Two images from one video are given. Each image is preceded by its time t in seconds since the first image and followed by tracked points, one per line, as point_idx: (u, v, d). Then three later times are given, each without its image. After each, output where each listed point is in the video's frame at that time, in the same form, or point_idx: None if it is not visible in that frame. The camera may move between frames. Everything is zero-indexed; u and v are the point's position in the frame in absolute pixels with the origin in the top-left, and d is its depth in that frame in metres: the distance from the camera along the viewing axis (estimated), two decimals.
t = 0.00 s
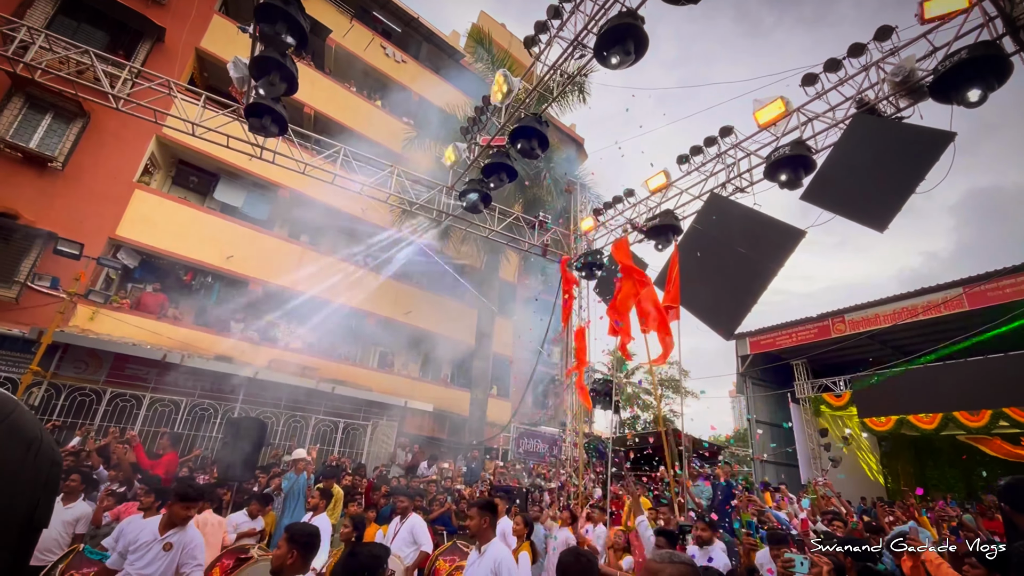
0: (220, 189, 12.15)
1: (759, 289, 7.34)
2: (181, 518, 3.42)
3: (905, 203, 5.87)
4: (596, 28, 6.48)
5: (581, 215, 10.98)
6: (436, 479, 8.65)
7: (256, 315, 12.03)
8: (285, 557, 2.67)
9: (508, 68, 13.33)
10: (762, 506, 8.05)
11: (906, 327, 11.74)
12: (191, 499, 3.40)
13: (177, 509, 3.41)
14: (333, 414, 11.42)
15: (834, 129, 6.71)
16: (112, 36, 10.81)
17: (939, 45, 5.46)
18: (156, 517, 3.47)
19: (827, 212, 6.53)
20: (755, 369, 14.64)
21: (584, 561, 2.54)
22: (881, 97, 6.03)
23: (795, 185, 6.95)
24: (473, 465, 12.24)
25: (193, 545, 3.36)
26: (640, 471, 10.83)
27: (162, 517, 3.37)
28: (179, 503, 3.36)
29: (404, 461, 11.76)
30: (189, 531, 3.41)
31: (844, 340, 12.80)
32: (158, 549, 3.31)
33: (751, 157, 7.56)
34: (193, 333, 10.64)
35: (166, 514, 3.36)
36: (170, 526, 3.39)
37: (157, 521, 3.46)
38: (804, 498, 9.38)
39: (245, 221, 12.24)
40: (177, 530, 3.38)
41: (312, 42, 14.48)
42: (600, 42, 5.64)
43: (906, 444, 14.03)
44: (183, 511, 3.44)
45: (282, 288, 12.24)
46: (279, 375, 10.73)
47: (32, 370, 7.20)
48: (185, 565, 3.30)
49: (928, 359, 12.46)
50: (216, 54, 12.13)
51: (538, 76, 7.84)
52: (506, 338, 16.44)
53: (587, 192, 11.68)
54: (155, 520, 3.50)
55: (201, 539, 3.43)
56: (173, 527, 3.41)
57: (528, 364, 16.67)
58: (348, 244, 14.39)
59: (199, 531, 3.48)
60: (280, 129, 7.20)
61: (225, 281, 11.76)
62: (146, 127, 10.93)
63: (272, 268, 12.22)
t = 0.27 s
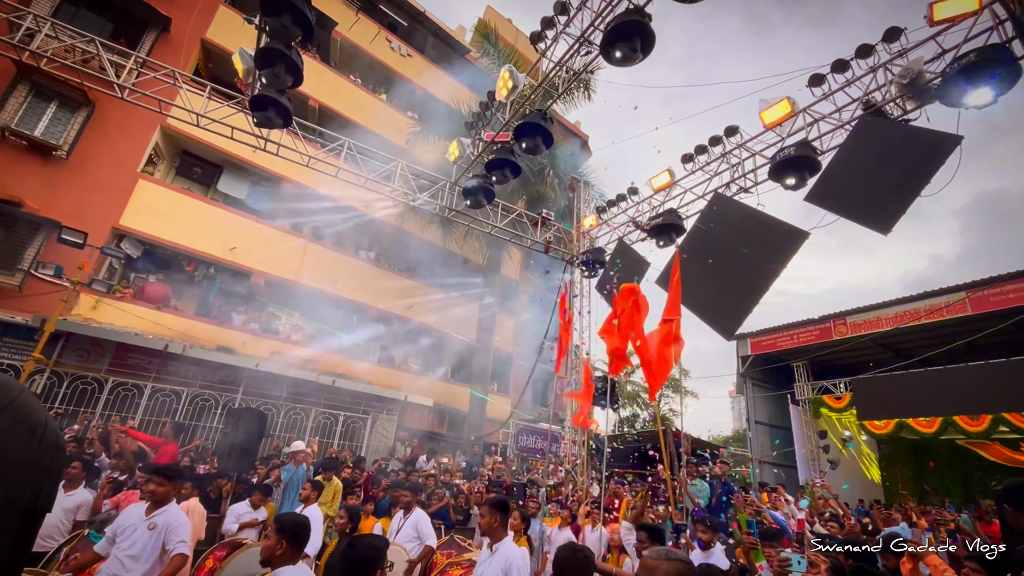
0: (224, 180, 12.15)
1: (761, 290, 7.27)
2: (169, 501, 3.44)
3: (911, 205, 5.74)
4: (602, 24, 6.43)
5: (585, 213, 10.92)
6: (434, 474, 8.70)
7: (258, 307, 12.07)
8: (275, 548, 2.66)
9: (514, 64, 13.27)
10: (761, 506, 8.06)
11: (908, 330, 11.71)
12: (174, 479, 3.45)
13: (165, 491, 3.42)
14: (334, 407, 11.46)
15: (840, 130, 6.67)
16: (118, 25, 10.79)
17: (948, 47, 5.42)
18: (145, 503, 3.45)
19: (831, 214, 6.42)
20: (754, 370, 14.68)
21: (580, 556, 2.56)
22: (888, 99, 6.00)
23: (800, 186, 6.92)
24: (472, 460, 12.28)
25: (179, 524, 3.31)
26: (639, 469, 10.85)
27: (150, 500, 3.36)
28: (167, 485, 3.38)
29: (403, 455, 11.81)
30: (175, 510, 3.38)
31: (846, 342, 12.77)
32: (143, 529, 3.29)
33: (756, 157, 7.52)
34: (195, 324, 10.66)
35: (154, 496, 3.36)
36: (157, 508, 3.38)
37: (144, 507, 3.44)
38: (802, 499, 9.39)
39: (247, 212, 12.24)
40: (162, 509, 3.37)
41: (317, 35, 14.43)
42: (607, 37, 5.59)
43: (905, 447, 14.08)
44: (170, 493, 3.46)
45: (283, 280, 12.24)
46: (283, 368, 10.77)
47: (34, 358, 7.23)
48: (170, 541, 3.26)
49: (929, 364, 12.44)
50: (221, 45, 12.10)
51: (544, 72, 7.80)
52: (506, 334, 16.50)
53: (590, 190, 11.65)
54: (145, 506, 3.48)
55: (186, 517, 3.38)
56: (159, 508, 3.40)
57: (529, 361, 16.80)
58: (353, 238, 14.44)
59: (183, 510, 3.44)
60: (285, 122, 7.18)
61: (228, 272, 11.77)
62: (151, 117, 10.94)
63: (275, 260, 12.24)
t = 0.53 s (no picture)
0: (227, 172, 12.16)
1: (762, 290, 7.23)
2: (166, 488, 3.47)
3: (915, 207, 5.70)
4: (608, 21, 6.40)
5: (587, 211, 10.88)
6: (433, 468, 8.73)
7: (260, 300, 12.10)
8: (268, 539, 2.66)
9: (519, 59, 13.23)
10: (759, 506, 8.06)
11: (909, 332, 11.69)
12: (167, 465, 3.51)
13: (162, 479, 3.45)
14: (334, 400, 11.49)
15: (845, 130, 6.65)
16: (122, 15, 10.78)
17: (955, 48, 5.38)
18: (142, 492, 3.48)
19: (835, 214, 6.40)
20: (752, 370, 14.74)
21: (578, 551, 2.56)
22: (894, 100, 5.97)
23: (804, 187, 6.89)
24: (471, 455, 12.31)
25: (173, 509, 3.30)
26: (638, 467, 10.88)
27: (146, 486, 3.40)
28: (163, 471, 3.43)
29: (402, 449, 11.84)
30: (169, 495, 3.38)
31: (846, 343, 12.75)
32: (139, 515, 3.32)
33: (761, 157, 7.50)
34: (197, 315, 10.70)
35: (150, 483, 3.40)
36: (154, 494, 3.41)
37: (143, 496, 3.46)
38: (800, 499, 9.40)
39: (250, 205, 12.24)
40: (157, 495, 3.39)
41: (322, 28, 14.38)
42: (611, 34, 5.57)
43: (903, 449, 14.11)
44: (166, 479, 3.50)
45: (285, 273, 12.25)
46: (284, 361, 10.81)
47: (37, 347, 7.27)
48: (165, 524, 3.25)
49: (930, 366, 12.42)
50: (225, 36, 12.07)
51: (548, 68, 7.78)
52: (507, 330, 16.52)
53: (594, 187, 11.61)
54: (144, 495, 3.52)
55: (180, 502, 3.37)
56: (155, 493, 3.42)
57: (529, 357, 16.83)
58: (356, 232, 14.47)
59: (179, 495, 3.43)
60: (288, 115, 7.17)
61: (230, 264, 11.78)
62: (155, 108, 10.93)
63: (277, 252, 12.24)
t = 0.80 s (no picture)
0: (229, 165, 12.16)
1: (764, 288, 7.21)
2: (178, 482, 3.49)
3: (917, 207, 5.66)
4: (613, 16, 6.36)
5: (589, 207, 10.85)
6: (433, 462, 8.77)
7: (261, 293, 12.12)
8: (268, 529, 2.67)
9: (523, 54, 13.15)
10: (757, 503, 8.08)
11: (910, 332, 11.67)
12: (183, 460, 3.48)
13: (173, 473, 3.45)
14: (334, 394, 11.51)
15: (849, 129, 6.61)
16: (125, 6, 10.74)
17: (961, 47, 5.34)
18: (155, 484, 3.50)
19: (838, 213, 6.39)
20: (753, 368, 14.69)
21: (576, 546, 2.58)
22: (899, 99, 5.93)
23: (807, 186, 6.86)
24: (470, 450, 12.35)
25: (187, 503, 3.30)
26: (637, 464, 10.91)
27: (159, 480, 3.43)
28: (175, 465, 3.45)
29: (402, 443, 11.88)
30: (182, 490, 3.37)
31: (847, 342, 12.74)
32: (153, 508, 3.35)
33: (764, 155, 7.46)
34: (198, 307, 10.71)
35: (162, 476, 3.41)
36: (167, 488, 3.42)
37: (157, 488, 3.49)
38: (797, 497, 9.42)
39: (251, 197, 12.22)
40: (172, 489, 3.39)
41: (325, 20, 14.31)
42: (616, 29, 5.53)
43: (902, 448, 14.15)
44: (180, 474, 3.51)
45: (286, 266, 12.25)
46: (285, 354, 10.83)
47: (39, 337, 7.30)
48: (181, 518, 3.26)
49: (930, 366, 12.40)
50: (228, 28, 12.01)
51: (552, 63, 7.73)
52: (507, 326, 16.54)
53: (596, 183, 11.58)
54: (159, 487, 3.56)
55: (193, 496, 3.36)
56: (168, 488, 3.44)
57: (530, 353, 16.88)
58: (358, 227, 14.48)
59: (191, 490, 3.41)
60: (291, 107, 7.15)
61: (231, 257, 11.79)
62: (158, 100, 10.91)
63: (278, 245, 12.23)
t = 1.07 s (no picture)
0: (230, 158, 12.15)
1: (765, 285, 7.21)
2: (191, 478, 3.51)
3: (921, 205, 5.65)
4: (617, 10, 6.31)
5: (591, 204, 10.83)
6: (432, 456, 8.81)
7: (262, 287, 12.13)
8: (274, 521, 2.69)
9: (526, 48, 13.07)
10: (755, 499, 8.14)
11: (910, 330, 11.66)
12: (192, 457, 3.51)
13: (186, 470, 3.47)
14: (334, 387, 11.55)
15: (852, 126, 6.57)
16: None
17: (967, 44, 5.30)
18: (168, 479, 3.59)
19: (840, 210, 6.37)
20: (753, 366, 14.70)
21: (574, 540, 2.59)
22: (903, 96, 5.89)
23: (809, 182, 6.83)
24: (469, 444, 12.40)
25: (202, 501, 3.39)
26: (636, 459, 10.95)
27: (172, 477, 3.45)
28: (185, 462, 3.45)
29: (401, 437, 11.94)
30: (195, 487, 3.44)
31: (848, 340, 12.73)
32: (168, 504, 3.42)
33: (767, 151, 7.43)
34: (199, 301, 10.72)
35: (174, 474, 3.43)
36: (181, 485, 3.47)
37: (170, 484, 3.55)
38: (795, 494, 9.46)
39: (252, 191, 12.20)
40: (186, 486, 3.45)
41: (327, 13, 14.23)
42: (620, 23, 5.49)
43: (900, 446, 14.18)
44: (192, 471, 3.54)
45: (286, 260, 12.25)
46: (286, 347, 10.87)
47: (42, 329, 7.32)
48: (196, 517, 3.32)
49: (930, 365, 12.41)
50: (229, 20, 11.94)
51: (554, 58, 7.68)
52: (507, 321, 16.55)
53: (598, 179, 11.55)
54: (170, 483, 3.63)
55: (209, 495, 3.43)
56: (183, 485, 3.48)
57: (530, 348, 16.92)
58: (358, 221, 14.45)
59: (206, 487, 3.49)
60: (293, 101, 7.11)
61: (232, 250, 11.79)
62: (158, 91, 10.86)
63: (279, 239, 12.23)
